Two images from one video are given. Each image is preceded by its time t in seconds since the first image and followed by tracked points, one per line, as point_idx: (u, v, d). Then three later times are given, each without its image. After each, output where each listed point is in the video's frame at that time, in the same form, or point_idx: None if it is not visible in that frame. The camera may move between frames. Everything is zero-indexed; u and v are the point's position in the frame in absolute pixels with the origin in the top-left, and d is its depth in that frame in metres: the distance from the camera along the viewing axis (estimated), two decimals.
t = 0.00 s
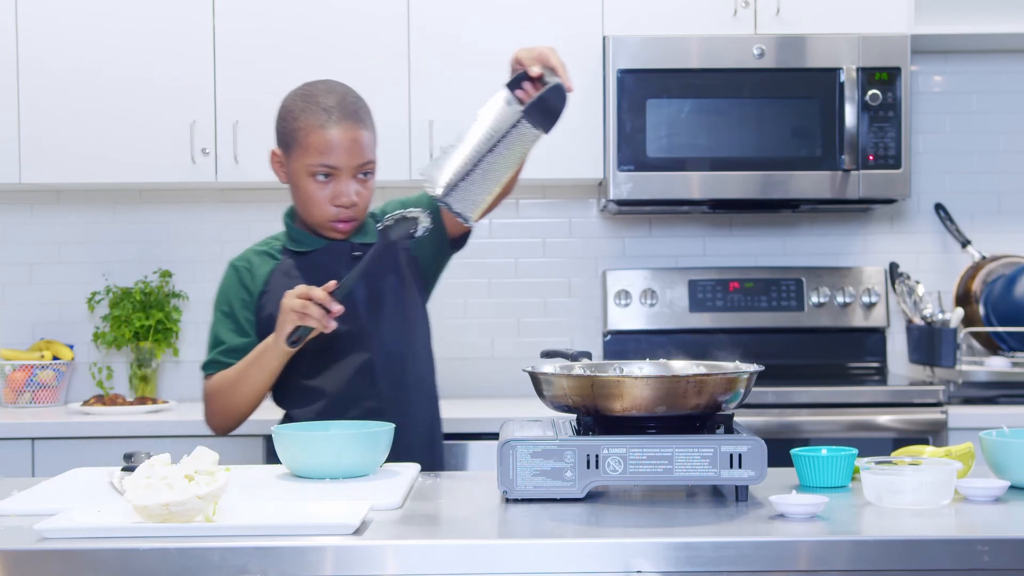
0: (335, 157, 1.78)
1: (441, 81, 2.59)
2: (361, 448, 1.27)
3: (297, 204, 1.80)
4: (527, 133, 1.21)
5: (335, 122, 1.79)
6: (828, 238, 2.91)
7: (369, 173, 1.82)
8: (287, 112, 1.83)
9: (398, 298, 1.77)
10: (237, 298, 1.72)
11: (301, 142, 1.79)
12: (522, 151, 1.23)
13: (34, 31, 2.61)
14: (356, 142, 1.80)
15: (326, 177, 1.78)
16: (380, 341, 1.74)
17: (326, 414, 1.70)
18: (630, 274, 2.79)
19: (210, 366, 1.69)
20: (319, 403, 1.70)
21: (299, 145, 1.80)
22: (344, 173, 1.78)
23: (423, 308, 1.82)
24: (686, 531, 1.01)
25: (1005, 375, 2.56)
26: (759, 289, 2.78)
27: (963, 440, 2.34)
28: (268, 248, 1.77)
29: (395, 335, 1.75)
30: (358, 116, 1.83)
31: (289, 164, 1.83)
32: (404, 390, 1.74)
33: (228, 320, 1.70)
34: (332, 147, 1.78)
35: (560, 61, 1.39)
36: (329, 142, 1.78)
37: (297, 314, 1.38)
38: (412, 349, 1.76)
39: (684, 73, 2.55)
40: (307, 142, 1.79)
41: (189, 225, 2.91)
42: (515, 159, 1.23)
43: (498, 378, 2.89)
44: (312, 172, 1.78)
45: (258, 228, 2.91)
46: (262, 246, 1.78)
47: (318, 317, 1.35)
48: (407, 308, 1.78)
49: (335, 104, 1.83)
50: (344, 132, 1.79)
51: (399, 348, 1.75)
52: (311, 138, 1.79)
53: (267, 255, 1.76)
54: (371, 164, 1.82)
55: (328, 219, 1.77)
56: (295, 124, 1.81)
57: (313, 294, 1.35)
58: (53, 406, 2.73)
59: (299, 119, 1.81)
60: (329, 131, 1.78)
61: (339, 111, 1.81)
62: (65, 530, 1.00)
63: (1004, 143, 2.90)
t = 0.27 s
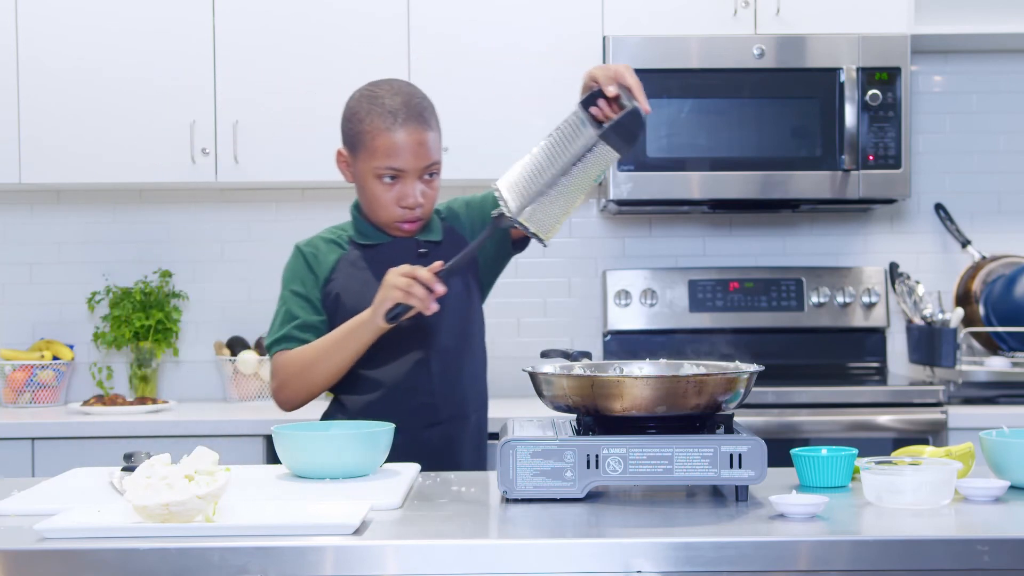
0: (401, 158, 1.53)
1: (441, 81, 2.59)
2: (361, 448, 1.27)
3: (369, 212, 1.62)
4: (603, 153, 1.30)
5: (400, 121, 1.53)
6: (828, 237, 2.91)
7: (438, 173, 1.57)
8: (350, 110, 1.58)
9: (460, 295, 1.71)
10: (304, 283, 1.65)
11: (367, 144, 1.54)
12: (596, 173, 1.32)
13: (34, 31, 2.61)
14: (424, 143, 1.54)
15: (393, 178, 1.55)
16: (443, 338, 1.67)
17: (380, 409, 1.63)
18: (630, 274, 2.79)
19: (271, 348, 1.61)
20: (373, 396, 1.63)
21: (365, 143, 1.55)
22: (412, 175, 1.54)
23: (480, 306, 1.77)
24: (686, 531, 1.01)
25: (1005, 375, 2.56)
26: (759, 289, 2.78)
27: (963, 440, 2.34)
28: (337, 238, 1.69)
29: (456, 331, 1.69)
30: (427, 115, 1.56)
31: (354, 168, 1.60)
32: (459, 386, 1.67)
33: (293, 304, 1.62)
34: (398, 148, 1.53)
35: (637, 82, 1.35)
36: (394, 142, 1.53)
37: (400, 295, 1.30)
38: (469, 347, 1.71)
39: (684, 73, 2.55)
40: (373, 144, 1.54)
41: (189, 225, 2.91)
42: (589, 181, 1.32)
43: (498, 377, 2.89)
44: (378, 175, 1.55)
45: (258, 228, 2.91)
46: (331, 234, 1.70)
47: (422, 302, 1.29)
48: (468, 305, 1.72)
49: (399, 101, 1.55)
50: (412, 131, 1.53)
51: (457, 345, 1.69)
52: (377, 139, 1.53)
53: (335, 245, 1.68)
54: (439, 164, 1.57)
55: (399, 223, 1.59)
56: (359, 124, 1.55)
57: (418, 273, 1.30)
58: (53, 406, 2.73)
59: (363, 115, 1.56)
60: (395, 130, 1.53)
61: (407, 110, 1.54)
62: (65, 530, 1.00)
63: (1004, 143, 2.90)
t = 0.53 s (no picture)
0: (446, 170, 1.49)
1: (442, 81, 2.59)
2: (361, 448, 1.27)
3: (407, 219, 1.60)
4: (665, 161, 1.19)
5: (445, 132, 1.49)
6: (828, 237, 2.91)
7: (480, 184, 1.55)
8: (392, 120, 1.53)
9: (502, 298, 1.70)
10: (351, 283, 1.63)
11: (411, 156, 1.50)
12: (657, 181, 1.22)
13: (34, 31, 2.61)
14: (469, 155, 1.50)
15: (438, 190, 1.52)
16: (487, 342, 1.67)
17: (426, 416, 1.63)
18: (630, 274, 2.79)
19: (328, 344, 1.57)
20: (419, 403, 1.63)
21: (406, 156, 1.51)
22: (456, 186, 1.51)
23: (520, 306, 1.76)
24: (686, 531, 1.01)
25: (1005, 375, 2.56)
26: (759, 289, 2.78)
27: (963, 440, 2.34)
28: (379, 239, 1.67)
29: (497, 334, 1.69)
30: (471, 124, 1.52)
31: (395, 177, 1.56)
32: (502, 389, 1.68)
33: (343, 302, 1.60)
34: (443, 160, 1.48)
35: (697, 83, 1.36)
36: (439, 153, 1.48)
37: (479, 278, 1.30)
38: (512, 349, 1.71)
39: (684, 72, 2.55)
40: (416, 155, 1.50)
41: (189, 225, 2.91)
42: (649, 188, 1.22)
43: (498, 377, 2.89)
44: (424, 187, 1.52)
45: (258, 228, 2.91)
46: (372, 236, 1.68)
47: (500, 283, 1.28)
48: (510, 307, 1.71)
49: (442, 110, 1.51)
50: (457, 142, 1.49)
51: (500, 348, 1.69)
52: (420, 151, 1.49)
53: (376, 246, 1.66)
54: (482, 175, 1.54)
55: (442, 233, 1.57)
56: (401, 135, 1.51)
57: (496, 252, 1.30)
58: (53, 406, 2.73)
59: (406, 127, 1.51)
60: (440, 142, 1.48)
61: (451, 120, 1.50)
62: (65, 530, 1.00)
63: (1004, 143, 2.90)
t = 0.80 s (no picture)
0: (470, 172, 1.49)
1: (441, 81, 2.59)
2: (362, 448, 1.27)
3: (435, 221, 1.60)
4: (710, 154, 1.19)
5: (466, 134, 1.48)
6: (828, 237, 2.91)
7: (506, 182, 1.54)
8: (411, 124, 1.53)
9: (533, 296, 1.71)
10: (391, 277, 1.64)
11: (433, 160, 1.50)
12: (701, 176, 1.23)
13: (34, 31, 2.61)
14: (493, 154, 1.49)
15: (464, 193, 1.52)
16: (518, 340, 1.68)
17: (459, 415, 1.64)
18: (631, 274, 2.79)
19: (378, 337, 1.55)
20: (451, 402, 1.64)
21: (429, 160, 1.51)
22: (482, 187, 1.51)
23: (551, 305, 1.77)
24: (686, 531, 1.01)
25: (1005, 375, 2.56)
26: (759, 289, 2.78)
27: (963, 440, 2.34)
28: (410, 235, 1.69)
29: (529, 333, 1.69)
30: (491, 123, 1.51)
31: (420, 182, 1.56)
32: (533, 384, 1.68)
33: (388, 295, 1.60)
34: (466, 162, 1.48)
35: (745, 77, 1.35)
36: (462, 156, 1.48)
37: (527, 259, 1.31)
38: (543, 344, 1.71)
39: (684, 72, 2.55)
40: (438, 159, 1.49)
41: (189, 225, 2.91)
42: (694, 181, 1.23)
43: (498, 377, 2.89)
44: (449, 191, 1.51)
45: (258, 228, 2.91)
46: (403, 233, 1.70)
47: (551, 265, 1.29)
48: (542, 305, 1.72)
49: (462, 111, 1.50)
50: (480, 143, 1.48)
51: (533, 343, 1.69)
52: (442, 154, 1.49)
53: (409, 242, 1.68)
54: (508, 172, 1.54)
55: (471, 235, 1.57)
56: (421, 140, 1.51)
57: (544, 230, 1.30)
58: (53, 406, 2.72)
59: (427, 130, 1.50)
60: (462, 144, 1.48)
61: (471, 120, 1.49)
62: (65, 530, 1.00)
63: (1004, 143, 2.90)
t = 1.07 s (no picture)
0: (494, 171, 1.48)
1: (441, 81, 2.58)
2: (362, 448, 1.27)
3: (466, 219, 1.61)
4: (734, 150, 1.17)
5: (488, 133, 1.47)
6: (828, 237, 2.91)
7: (534, 177, 1.53)
8: (434, 125, 1.53)
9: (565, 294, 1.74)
10: (420, 268, 1.68)
11: (457, 161, 1.50)
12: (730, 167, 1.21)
13: (34, 31, 2.61)
14: (517, 152, 1.48)
15: (491, 191, 1.52)
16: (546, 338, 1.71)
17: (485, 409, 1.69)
18: (631, 274, 2.79)
19: (402, 324, 1.59)
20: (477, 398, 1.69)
21: (453, 162, 1.51)
22: (508, 185, 1.51)
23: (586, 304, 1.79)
24: (686, 531, 1.01)
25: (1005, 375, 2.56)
26: (759, 289, 2.78)
27: (963, 440, 2.34)
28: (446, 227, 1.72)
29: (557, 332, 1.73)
30: (513, 119, 1.50)
31: (447, 182, 1.56)
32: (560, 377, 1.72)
33: (416, 284, 1.65)
34: (490, 161, 1.48)
35: (779, 74, 1.35)
36: (485, 156, 1.48)
37: (552, 250, 1.30)
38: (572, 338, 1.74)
39: (684, 72, 2.55)
40: (462, 160, 1.49)
41: (189, 225, 2.91)
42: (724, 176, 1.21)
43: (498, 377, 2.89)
44: (475, 190, 1.52)
45: (258, 229, 2.91)
46: (439, 224, 1.74)
47: (572, 256, 1.28)
48: (574, 304, 1.74)
49: (483, 110, 1.49)
50: (503, 141, 1.47)
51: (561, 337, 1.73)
52: (465, 155, 1.49)
53: (441, 234, 1.71)
54: (535, 167, 1.52)
55: (501, 232, 1.58)
56: (445, 141, 1.51)
57: (574, 221, 1.30)
58: (53, 406, 2.72)
59: (450, 131, 1.50)
60: (485, 143, 1.47)
61: (493, 119, 1.48)
62: (65, 530, 1.00)
63: (1004, 143, 2.90)
